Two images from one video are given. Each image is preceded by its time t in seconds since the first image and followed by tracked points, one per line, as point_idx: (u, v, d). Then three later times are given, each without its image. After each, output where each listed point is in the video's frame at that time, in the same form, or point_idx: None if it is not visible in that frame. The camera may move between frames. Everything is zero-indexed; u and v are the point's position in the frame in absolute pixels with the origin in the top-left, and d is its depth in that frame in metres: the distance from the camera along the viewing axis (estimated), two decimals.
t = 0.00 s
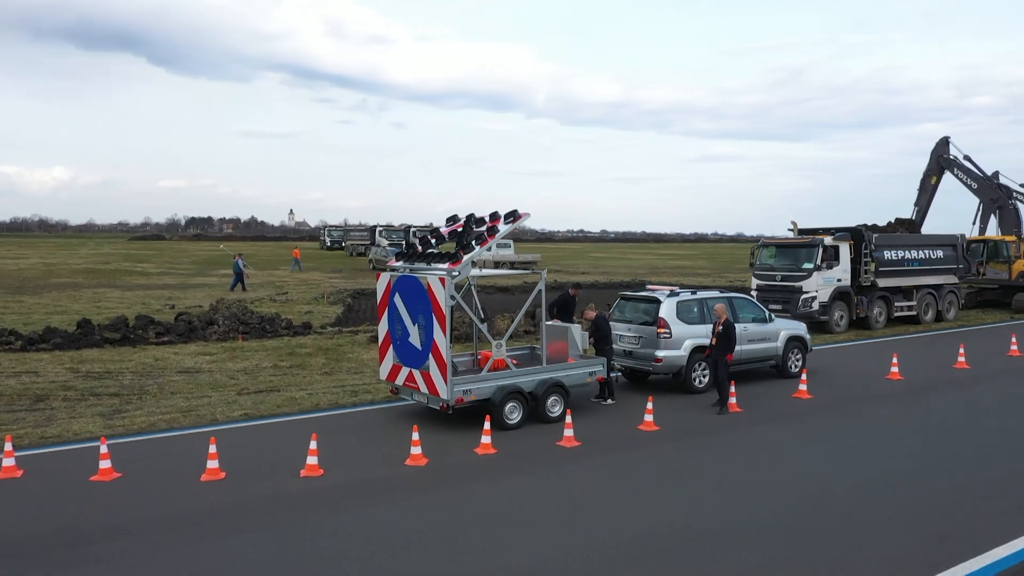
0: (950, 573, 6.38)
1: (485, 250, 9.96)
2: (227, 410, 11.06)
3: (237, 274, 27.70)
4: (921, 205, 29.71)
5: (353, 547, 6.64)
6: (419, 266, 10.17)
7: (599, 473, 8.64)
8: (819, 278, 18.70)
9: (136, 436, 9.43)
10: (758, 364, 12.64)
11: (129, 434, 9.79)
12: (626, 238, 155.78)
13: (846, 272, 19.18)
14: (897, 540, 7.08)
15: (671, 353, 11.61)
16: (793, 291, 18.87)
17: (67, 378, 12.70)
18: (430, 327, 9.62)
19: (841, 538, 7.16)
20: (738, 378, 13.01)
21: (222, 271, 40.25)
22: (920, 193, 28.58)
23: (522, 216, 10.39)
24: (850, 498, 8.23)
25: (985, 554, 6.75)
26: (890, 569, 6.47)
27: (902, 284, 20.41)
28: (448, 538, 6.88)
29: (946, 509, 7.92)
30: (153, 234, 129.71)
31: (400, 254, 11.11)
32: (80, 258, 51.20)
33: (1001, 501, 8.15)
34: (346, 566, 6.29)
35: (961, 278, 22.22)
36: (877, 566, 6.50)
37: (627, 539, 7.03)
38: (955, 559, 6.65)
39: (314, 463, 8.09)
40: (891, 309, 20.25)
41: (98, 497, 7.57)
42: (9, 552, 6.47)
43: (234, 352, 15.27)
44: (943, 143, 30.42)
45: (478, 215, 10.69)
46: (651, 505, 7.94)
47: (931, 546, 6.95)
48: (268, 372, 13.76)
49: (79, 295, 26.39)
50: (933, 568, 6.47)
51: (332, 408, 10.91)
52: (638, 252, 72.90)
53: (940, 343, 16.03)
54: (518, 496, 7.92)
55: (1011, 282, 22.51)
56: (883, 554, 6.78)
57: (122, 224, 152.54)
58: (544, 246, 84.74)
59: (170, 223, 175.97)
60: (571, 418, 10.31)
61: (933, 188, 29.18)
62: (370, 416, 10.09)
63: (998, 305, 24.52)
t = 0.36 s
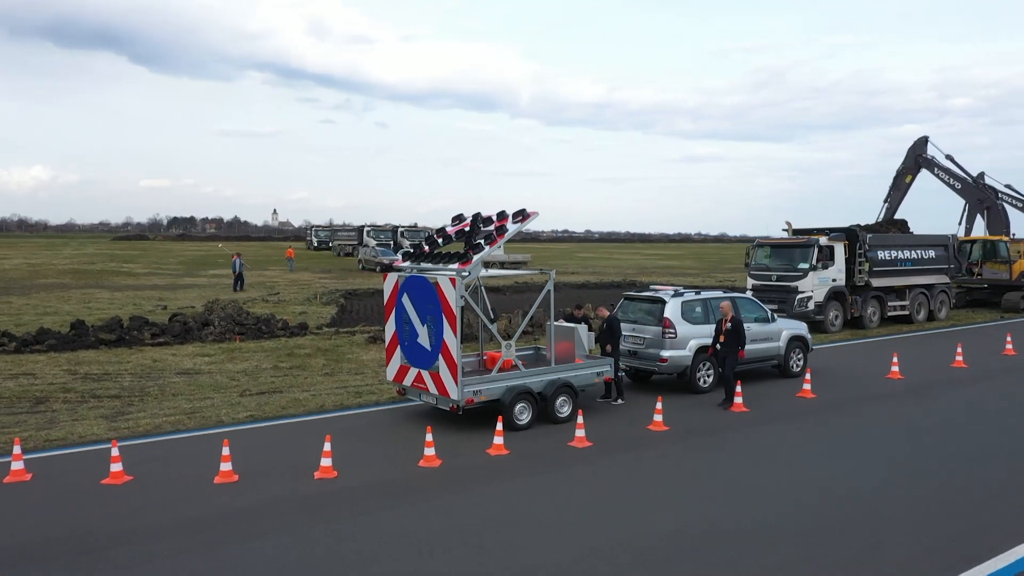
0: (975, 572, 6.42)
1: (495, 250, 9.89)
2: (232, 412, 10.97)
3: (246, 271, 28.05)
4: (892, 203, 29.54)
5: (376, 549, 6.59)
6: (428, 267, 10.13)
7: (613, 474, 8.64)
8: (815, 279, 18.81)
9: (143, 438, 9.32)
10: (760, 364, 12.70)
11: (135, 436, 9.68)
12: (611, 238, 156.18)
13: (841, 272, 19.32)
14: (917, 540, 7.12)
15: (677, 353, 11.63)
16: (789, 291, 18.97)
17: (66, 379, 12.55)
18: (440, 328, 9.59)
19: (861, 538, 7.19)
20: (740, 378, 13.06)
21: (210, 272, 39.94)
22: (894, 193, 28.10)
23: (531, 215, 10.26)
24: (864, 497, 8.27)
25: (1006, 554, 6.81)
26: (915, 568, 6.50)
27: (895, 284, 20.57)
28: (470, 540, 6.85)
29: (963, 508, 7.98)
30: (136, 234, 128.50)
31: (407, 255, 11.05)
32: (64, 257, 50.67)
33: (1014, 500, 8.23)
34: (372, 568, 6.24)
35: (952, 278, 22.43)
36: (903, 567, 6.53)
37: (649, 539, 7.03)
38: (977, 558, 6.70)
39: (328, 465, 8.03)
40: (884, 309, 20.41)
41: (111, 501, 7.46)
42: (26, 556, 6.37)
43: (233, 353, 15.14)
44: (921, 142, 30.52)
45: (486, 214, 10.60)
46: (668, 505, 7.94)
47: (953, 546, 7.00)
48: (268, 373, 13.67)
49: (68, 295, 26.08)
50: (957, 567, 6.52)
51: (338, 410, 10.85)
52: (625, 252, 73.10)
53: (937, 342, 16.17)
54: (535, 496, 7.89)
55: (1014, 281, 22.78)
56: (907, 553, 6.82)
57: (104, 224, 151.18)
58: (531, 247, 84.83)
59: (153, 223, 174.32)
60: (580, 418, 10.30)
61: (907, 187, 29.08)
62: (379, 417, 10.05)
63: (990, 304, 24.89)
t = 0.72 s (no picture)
0: (992, 571, 6.51)
1: (502, 251, 9.86)
2: (234, 414, 10.89)
3: (235, 272, 27.73)
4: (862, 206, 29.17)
5: (398, 551, 6.56)
6: (433, 268, 10.10)
7: (624, 473, 8.66)
8: (807, 279, 18.97)
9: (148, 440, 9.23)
10: (759, 363, 12.78)
11: (139, 439, 9.58)
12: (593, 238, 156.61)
13: (832, 272, 19.49)
14: (932, 539, 7.20)
15: (679, 353, 11.69)
16: (781, 291, 19.11)
17: (62, 382, 12.39)
18: (447, 329, 9.57)
19: (876, 538, 7.26)
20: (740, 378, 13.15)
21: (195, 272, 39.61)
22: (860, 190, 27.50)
23: (536, 216, 10.27)
24: (874, 497, 8.34)
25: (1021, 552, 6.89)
26: (935, 568, 6.56)
27: (884, 284, 20.78)
28: (491, 541, 6.84)
29: (972, 508, 8.07)
30: (115, 234, 127.19)
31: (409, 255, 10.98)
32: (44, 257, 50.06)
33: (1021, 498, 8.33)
34: (395, 571, 6.21)
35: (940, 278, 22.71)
36: (921, 566, 6.59)
37: (668, 539, 7.05)
38: (993, 557, 6.78)
39: (341, 466, 7.98)
40: (874, 308, 20.62)
41: (123, 504, 7.38)
42: (42, 561, 6.28)
43: (229, 355, 15.03)
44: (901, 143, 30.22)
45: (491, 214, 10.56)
46: (682, 505, 7.97)
47: (967, 545, 7.07)
48: (266, 375, 13.58)
49: (54, 296, 25.74)
50: (974, 567, 6.59)
51: (341, 411, 10.80)
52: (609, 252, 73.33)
53: (930, 341, 16.35)
54: (550, 497, 7.90)
55: (1009, 281, 23.10)
56: (923, 553, 6.89)
57: (82, 224, 149.57)
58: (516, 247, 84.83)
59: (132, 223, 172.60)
60: (586, 418, 10.33)
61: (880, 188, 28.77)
62: (386, 418, 10.00)
63: (978, 305, 25.28)
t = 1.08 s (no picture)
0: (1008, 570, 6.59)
1: (509, 251, 9.83)
2: (237, 415, 10.81)
3: (225, 272, 27.53)
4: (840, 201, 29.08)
5: (419, 553, 6.54)
6: (440, 268, 10.09)
7: (635, 473, 8.69)
8: (799, 279, 19.14)
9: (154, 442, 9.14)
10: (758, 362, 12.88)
11: (144, 441, 9.49)
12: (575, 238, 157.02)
13: (824, 272, 19.67)
14: (946, 539, 7.28)
15: (681, 353, 11.75)
16: (773, 291, 19.27)
17: (58, 384, 12.23)
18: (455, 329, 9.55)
19: (891, 537, 7.33)
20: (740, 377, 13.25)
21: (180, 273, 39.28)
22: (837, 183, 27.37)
23: (543, 214, 10.15)
24: (883, 497, 8.42)
25: None
26: (951, 567, 6.65)
27: (873, 284, 21.01)
28: (511, 542, 6.83)
29: (981, 507, 8.17)
30: (93, 234, 125.77)
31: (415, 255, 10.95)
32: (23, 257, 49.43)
33: None
34: (419, 573, 6.18)
35: (927, 278, 22.98)
36: (938, 565, 6.67)
37: (688, 539, 7.09)
38: (1007, 557, 6.87)
39: (354, 468, 7.93)
40: (864, 308, 20.83)
41: (136, 507, 7.31)
42: (60, 565, 6.20)
43: (225, 356, 14.91)
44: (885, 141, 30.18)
45: (497, 214, 10.52)
46: (696, 505, 8.02)
47: (980, 545, 7.16)
48: (264, 376, 13.50)
49: (38, 297, 25.43)
50: (991, 566, 6.68)
51: (345, 412, 10.77)
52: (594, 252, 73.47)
53: (921, 341, 16.54)
54: (565, 497, 7.91)
55: (1003, 281, 23.39)
56: (939, 552, 6.96)
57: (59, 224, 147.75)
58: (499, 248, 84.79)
59: (109, 223, 170.55)
60: (593, 418, 10.35)
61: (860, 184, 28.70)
62: (393, 419, 9.97)
63: (966, 305, 25.64)
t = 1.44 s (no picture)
0: None
1: (518, 251, 9.83)
2: (243, 417, 10.75)
3: (220, 272, 27.38)
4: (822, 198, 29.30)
5: (444, 554, 6.53)
6: (448, 269, 10.09)
7: (648, 472, 8.73)
8: (792, 278, 19.30)
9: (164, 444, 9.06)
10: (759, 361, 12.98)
11: (152, 443, 9.40)
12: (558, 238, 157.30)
13: (816, 272, 19.85)
14: (960, 537, 7.38)
15: (684, 352, 11.82)
16: (767, 291, 19.43)
17: (57, 386, 12.09)
18: (465, 329, 9.56)
19: (907, 535, 7.41)
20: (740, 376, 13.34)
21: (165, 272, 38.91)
22: (820, 179, 27.44)
23: (551, 213, 10.15)
24: (893, 495, 8.52)
25: None
26: (970, 564, 6.73)
27: (864, 283, 21.23)
28: (534, 544, 6.84)
29: (989, 504, 8.30)
30: (72, 234, 124.29)
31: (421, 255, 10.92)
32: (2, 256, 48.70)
33: None
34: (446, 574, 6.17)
35: (916, 277, 23.25)
36: (955, 563, 6.76)
37: (708, 539, 7.13)
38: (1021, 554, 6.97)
39: (370, 469, 7.91)
40: (855, 307, 21.04)
41: (152, 510, 7.24)
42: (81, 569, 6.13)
43: (223, 357, 14.79)
44: (869, 143, 30.64)
45: (503, 213, 10.52)
46: (710, 504, 8.07)
47: (994, 542, 7.26)
48: (265, 377, 13.42)
49: (24, 298, 25.10)
50: (1006, 563, 6.78)
51: (351, 414, 10.72)
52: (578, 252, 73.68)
53: (914, 340, 16.75)
54: (581, 497, 7.93)
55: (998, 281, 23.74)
56: (954, 550, 7.06)
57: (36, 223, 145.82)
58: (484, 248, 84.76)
59: (88, 223, 168.72)
60: (600, 418, 10.38)
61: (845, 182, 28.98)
62: (402, 419, 9.96)
63: (953, 305, 26.00)
